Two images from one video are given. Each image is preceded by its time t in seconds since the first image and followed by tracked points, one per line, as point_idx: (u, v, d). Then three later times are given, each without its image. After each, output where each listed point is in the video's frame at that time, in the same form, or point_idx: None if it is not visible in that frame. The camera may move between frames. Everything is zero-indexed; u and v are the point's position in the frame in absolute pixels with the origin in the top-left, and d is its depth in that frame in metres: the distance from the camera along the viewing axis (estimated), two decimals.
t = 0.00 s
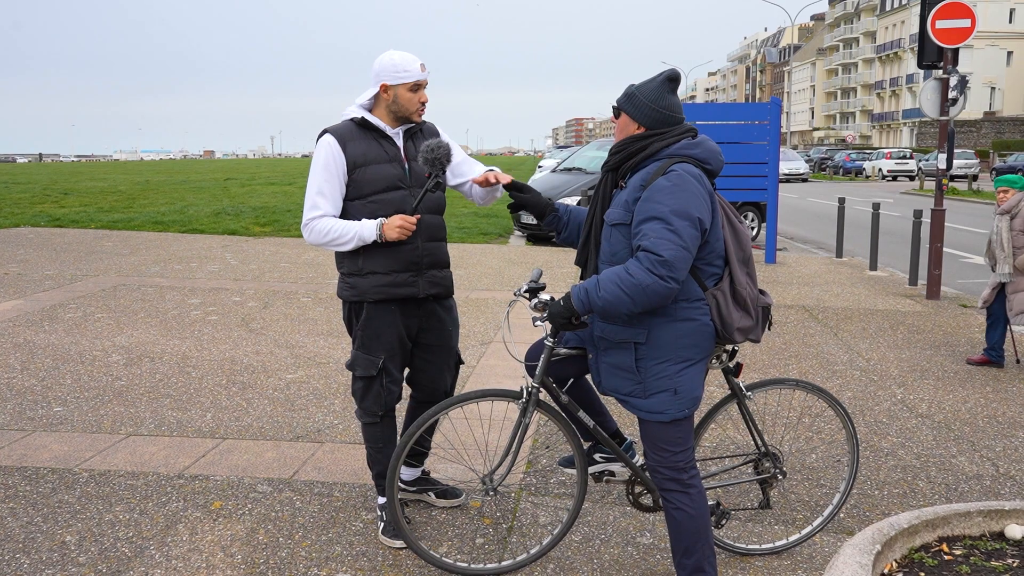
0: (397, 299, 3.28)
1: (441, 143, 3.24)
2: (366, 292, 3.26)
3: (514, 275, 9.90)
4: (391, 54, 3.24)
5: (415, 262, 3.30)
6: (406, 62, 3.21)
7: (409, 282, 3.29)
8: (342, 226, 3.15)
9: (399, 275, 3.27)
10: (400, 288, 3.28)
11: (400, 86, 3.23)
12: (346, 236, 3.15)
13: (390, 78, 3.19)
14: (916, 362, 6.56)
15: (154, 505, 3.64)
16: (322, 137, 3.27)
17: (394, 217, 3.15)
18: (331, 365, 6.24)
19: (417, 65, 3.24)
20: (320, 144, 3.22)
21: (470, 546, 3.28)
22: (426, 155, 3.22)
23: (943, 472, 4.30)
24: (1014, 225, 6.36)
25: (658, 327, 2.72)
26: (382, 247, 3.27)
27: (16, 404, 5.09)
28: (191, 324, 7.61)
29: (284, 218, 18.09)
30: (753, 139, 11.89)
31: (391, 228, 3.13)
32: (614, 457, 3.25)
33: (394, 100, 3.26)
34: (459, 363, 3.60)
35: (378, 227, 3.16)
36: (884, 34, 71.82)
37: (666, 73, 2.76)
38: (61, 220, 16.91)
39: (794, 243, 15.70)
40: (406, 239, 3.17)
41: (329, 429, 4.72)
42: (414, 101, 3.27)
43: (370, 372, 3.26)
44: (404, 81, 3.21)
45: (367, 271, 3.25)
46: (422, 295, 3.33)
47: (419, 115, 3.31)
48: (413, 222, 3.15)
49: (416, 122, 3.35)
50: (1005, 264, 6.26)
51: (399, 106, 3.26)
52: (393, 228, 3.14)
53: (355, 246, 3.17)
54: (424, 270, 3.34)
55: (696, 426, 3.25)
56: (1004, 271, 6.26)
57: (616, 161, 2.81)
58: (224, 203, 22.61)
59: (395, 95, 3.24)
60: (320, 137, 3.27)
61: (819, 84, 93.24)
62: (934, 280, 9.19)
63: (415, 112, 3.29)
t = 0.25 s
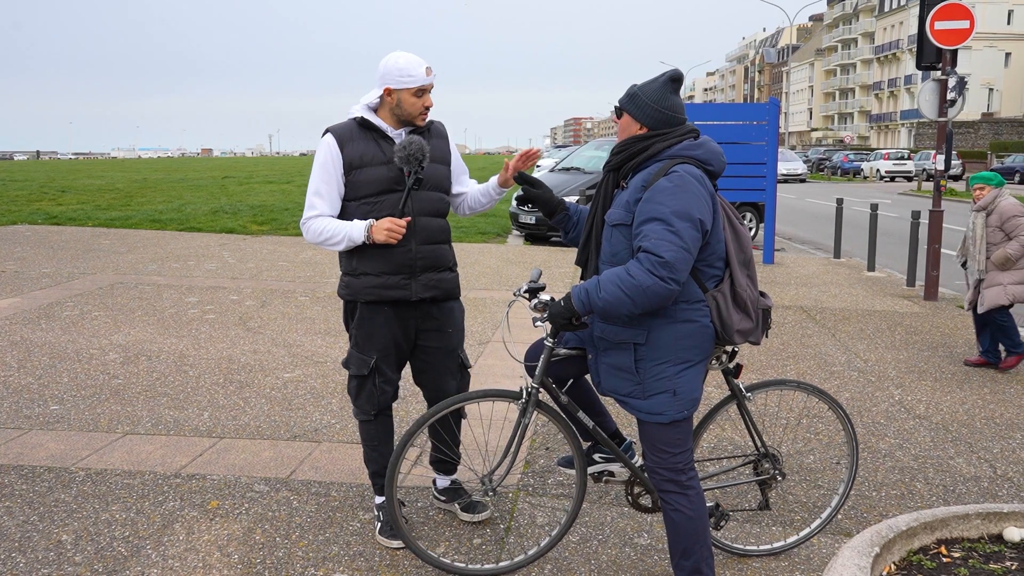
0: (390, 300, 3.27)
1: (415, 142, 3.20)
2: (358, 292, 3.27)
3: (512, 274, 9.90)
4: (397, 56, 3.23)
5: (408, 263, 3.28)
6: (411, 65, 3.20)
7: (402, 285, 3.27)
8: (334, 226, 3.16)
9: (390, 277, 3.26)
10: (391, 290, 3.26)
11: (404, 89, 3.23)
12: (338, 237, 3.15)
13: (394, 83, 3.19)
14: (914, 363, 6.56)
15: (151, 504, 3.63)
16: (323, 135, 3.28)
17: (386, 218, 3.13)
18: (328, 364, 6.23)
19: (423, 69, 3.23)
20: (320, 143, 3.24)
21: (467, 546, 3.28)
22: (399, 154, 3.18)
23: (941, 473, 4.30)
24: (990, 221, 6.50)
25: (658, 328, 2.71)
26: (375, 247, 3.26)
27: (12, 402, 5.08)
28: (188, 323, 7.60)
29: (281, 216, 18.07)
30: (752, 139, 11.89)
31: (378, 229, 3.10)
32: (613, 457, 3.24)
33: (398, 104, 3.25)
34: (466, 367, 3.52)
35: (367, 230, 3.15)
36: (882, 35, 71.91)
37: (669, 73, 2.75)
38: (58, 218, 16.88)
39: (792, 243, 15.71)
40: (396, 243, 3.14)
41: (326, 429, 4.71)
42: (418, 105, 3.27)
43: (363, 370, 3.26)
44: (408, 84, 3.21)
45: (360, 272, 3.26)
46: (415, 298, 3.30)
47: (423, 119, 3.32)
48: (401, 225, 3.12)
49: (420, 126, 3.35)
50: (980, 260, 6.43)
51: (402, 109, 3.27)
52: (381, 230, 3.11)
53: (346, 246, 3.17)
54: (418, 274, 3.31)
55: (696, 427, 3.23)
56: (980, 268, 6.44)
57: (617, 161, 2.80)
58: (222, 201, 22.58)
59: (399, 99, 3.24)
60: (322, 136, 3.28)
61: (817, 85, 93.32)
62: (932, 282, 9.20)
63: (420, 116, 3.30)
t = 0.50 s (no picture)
0: (400, 298, 3.26)
1: (429, 152, 3.17)
2: (367, 287, 3.26)
3: (510, 272, 9.88)
4: (421, 54, 3.20)
5: (420, 262, 3.26)
6: (432, 64, 3.17)
7: (412, 283, 3.26)
8: (349, 225, 3.18)
9: (399, 275, 3.25)
10: (399, 288, 3.24)
11: (423, 87, 3.20)
12: (352, 236, 3.19)
13: (414, 78, 3.17)
14: (913, 362, 6.55)
15: (147, 502, 3.61)
16: (344, 129, 3.28)
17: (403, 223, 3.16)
18: (325, 362, 6.21)
19: (445, 68, 3.19)
20: (338, 137, 3.24)
21: (465, 546, 3.27)
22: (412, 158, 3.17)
23: (939, 473, 4.30)
24: (969, 223, 6.39)
25: (659, 327, 2.70)
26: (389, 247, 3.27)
27: (8, 400, 5.06)
28: (185, 320, 7.58)
29: (279, 214, 18.04)
30: (750, 138, 11.88)
31: (392, 236, 3.14)
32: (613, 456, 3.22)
33: (417, 101, 3.22)
34: (479, 367, 3.47)
35: (382, 232, 3.18)
36: (880, 34, 71.96)
37: (670, 71, 2.74)
38: (55, 215, 16.84)
39: (790, 243, 15.71)
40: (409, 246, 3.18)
41: (323, 427, 4.70)
42: (437, 104, 3.23)
43: (369, 366, 3.25)
44: (428, 82, 3.18)
45: (372, 269, 3.26)
46: (425, 297, 3.27)
47: (442, 118, 3.29)
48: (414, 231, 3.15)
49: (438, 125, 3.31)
50: (959, 263, 6.43)
51: (420, 108, 3.23)
52: (395, 235, 3.15)
53: (361, 246, 3.20)
54: (429, 274, 3.28)
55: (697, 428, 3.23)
56: (960, 270, 6.43)
57: (619, 160, 2.78)
58: (220, 199, 22.56)
59: (418, 96, 3.21)
60: (343, 130, 3.28)
61: (816, 84, 93.33)
62: (931, 282, 9.20)
63: (437, 114, 3.26)
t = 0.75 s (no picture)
0: (420, 291, 3.24)
1: (464, 130, 3.19)
2: (388, 281, 3.24)
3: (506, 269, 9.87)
4: (455, 50, 3.18)
5: (441, 255, 3.25)
6: (467, 59, 3.15)
7: (433, 277, 3.24)
8: (383, 211, 3.16)
9: (421, 268, 3.23)
10: (419, 281, 3.23)
11: (457, 81, 3.18)
12: (385, 221, 3.15)
13: (449, 72, 3.14)
14: (908, 361, 6.56)
15: (141, 500, 3.59)
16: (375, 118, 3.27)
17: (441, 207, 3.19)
18: (320, 359, 6.19)
19: (479, 65, 3.17)
20: (369, 126, 3.23)
21: (460, 544, 3.26)
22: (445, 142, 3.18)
23: (934, 472, 4.30)
24: (947, 221, 6.33)
25: (656, 326, 2.69)
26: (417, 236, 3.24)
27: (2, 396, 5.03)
28: (180, 316, 7.55)
29: (274, 210, 18.00)
30: (746, 136, 11.88)
31: (435, 219, 3.17)
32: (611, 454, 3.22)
33: (449, 94, 3.21)
34: (487, 361, 3.49)
35: (421, 217, 3.19)
36: (876, 32, 72.02)
37: (668, 68, 2.72)
38: (49, 210, 16.78)
39: (785, 240, 15.72)
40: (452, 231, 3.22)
41: (318, 424, 4.69)
42: (468, 99, 3.22)
43: (385, 362, 3.22)
44: (462, 77, 3.16)
45: (393, 261, 3.24)
46: (445, 291, 3.26)
47: (471, 113, 3.27)
48: (457, 213, 3.20)
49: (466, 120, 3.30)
50: (936, 262, 6.31)
51: (451, 101, 3.22)
52: (437, 219, 3.18)
53: (395, 232, 3.18)
54: (449, 267, 3.27)
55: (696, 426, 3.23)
56: (937, 269, 6.31)
57: (617, 158, 2.77)
58: (215, 194, 22.51)
59: (450, 89, 3.20)
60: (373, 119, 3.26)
61: (812, 81, 93.38)
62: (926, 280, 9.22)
63: (467, 109, 3.25)
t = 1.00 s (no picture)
0: (430, 290, 3.24)
1: (469, 129, 3.17)
2: (400, 279, 3.23)
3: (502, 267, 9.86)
4: (470, 52, 3.16)
5: (452, 254, 3.25)
6: (483, 61, 3.13)
7: (442, 275, 3.24)
8: (397, 211, 3.16)
9: (432, 267, 3.23)
10: (428, 279, 3.22)
11: (474, 83, 3.17)
12: (398, 221, 3.17)
13: (466, 75, 3.14)
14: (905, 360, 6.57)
15: (137, 498, 3.58)
16: (389, 116, 3.25)
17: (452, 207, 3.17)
18: (317, 357, 6.19)
19: (497, 69, 3.15)
20: (383, 123, 3.21)
21: (457, 543, 3.26)
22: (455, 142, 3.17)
23: (930, 471, 4.31)
24: (926, 220, 6.35)
25: (655, 325, 2.68)
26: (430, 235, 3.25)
27: None
28: (176, 314, 7.53)
29: (270, 207, 17.97)
30: (743, 134, 11.89)
31: (445, 219, 3.15)
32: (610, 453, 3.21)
33: (465, 95, 3.20)
34: (492, 360, 3.50)
35: (433, 217, 3.18)
36: (872, 31, 72.11)
37: (664, 66, 2.72)
38: (44, 207, 16.73)
39: (781, 238, 15.74)
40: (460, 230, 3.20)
41: (315, 422, 4.68)
42: (483, 102, 3.21)
43: (398, 360, 3.19)
44: (479, 79, 3.15)
45: (404, 259, 3.24)
46: (455, 289, 3.26)
47: (486, 114, 3.26)
48: (466, 211, 3.17)
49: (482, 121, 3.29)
50: (918, 260, 6.29)
51: (467, 102, 3.22)
52: (446, 219, 3.16)
53: (409, 231, 3.19)
54: (460, 266, 3.27)
55: (695, 426, 3.23)
56: (919, 268, 6.30)
57: (615, 157, 2.77)
58: (210, 191, 22.47)
59: (466, 91, 3.19)
60: (387, 116, 3.25)
61: (807, 79, 93.46)
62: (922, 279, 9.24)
63: (482, 112, 3.24)
